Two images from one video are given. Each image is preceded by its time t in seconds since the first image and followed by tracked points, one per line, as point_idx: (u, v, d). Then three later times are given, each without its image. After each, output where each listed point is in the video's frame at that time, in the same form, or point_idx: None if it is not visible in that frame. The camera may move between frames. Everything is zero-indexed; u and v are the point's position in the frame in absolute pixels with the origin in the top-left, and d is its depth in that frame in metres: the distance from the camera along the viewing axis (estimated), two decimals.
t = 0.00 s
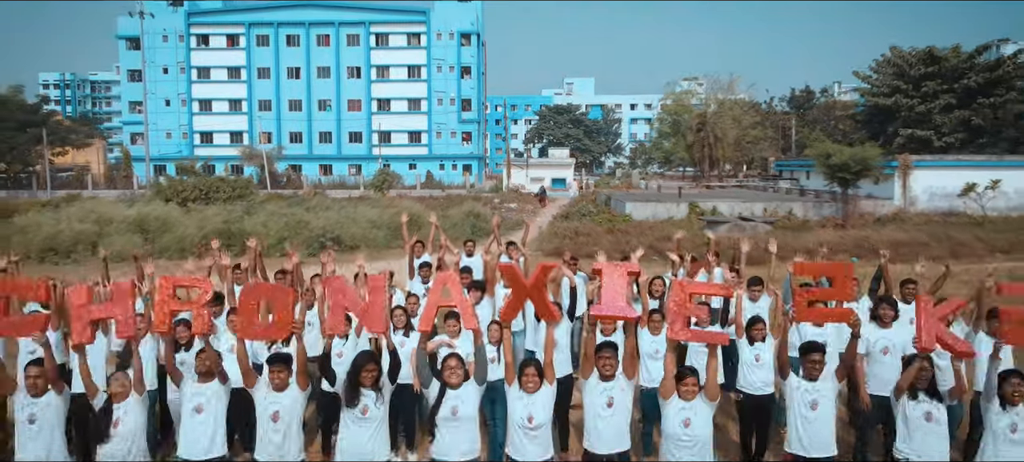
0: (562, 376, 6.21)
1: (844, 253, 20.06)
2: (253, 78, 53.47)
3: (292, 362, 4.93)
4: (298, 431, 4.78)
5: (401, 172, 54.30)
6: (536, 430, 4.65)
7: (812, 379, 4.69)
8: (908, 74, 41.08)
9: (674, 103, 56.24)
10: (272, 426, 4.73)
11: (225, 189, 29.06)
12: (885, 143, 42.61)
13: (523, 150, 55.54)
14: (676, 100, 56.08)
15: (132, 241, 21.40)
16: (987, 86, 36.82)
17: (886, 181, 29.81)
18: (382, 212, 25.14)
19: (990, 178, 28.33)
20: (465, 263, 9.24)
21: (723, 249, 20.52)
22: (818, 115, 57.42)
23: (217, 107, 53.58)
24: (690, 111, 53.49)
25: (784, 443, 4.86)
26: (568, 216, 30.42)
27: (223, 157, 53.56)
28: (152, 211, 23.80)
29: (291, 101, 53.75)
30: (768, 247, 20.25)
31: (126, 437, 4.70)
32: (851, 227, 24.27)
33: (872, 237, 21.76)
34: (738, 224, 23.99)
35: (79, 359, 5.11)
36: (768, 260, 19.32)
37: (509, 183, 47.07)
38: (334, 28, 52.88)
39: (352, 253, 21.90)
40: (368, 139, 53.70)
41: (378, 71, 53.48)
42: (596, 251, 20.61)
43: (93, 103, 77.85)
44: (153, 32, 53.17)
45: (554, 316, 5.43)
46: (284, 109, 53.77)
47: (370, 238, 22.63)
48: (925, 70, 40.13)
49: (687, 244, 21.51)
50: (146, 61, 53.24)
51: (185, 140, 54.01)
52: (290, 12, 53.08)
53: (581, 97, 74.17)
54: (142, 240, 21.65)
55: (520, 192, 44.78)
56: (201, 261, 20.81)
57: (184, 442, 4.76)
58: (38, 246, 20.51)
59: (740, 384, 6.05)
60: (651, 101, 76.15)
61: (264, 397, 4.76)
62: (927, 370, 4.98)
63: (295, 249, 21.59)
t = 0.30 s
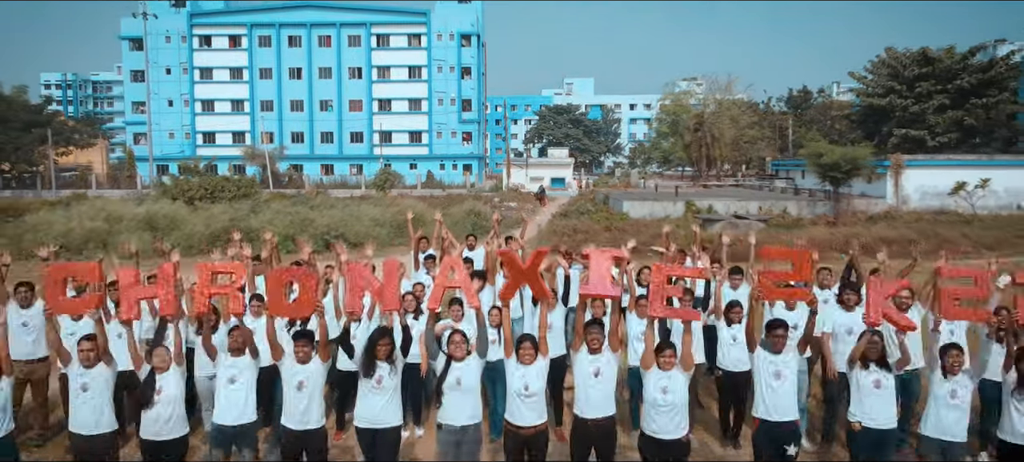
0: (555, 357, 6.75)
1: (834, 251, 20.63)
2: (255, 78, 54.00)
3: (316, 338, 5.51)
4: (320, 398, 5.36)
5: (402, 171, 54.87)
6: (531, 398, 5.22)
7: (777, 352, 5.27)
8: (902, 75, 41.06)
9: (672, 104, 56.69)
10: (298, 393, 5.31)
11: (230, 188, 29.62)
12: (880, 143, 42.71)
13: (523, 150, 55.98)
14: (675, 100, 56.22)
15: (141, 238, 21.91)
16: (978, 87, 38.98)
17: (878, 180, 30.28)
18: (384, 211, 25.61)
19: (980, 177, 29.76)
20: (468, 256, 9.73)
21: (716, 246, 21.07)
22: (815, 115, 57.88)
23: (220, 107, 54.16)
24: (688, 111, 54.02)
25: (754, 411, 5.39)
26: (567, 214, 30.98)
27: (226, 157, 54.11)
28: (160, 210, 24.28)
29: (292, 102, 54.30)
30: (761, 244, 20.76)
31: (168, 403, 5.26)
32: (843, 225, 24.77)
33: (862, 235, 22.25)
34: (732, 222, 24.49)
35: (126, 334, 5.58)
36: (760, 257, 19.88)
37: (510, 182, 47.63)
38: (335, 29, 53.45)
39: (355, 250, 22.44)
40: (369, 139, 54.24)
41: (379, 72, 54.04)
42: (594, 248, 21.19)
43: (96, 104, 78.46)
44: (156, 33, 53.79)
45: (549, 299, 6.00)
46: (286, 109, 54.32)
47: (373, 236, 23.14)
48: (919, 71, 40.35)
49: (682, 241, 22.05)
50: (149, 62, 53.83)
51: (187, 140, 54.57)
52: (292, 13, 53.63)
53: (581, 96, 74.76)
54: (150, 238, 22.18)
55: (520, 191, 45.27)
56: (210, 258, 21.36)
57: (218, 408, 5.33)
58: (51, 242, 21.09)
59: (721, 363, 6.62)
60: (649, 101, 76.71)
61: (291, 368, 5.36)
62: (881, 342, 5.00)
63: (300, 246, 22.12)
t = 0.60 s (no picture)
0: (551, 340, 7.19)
1: (825, 247, 21.20)
2: (258, 79, 54.59)
3: (333, 320, 6.12)
4: (339, 372, 5.99)
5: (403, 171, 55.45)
6: (529, 371, 5.83)
7: (748, 330, 5.87)
8: (896, 76, 41.66)
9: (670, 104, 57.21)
10: (318, 369, 5.91)
11: (236, 187, 30.29)
12: (874, 142, 43.22)
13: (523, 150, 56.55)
14: (673, 100, 56.09)
15: (150, 236, 22.47)
16: (971, 88, 39.77)
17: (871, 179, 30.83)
18: (386, 210, 26.16)
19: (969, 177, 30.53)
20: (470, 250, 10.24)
21: (710, 243, 21.63)
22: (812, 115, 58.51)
23: (222, 107, 54.77)
24: (686, 111, 54.59)
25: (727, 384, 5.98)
26: (565, 213, 31.59)
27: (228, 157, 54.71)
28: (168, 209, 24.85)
29: (295, 102, 54.90)
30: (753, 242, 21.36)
31: (202, 376, 5.85)
32: (834, 223, 25.36)
33: (853, 233, 22.84)
34: (727, 220, 25.06)
35: (165, 314, 6.13)
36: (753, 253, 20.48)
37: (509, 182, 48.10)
38: (337, 30, 54.01)
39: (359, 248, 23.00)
40: (370, 139, 54.82)
41: (380, 72, 54.63)
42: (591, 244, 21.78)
43: (97, 104, 79.05)
44: (159, 34, 54.40)
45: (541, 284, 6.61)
46: (288, 110, 54.91)
47: (376, 233, 23.67)
48: (913, 72, 40.94)
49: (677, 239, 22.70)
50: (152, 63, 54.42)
51: (190, 140, 55.15)
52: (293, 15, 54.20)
53: (580, 97, 75.35)
54: (159, 235, 22.74)
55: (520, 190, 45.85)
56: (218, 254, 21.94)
57: (247, 382, 5.95)
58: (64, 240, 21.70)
59: (702, 346, 7.12)
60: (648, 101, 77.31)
61: (312, 345, 5.98)
62: (839, 319, 5.65)
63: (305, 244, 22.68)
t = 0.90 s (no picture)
0: (547, 325, 7.71)
1: (816, 244, 21.84)
2: (260, 79, 55.20)
3: (349, 304, 6.75)
4: (355, 351, 6.65)
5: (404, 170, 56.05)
6: (526, 349, 6.46)
7: (723, 312, 6.49)
8: (891, 77, 42.38)
9: (669, 104, 57.78)
10: (335, 348, 6.55)
11: (241, 187, 30.93)
12: (869, 142, 43.84)
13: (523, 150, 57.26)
14: (672, 100, 57.54)
15: (159, 233, 23.01)
16: (964, 89, 40.55)
17: (864, 178, 31.43)
18: (389, 208, 26.69)
19: (959, 176, 31.07)
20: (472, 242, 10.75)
21: (704, 239, 22.27)
22: (809, 116, 59.18)
23: (225, 108, 55.39)
24: (685, 111, 55.22)
25: (706, 361, 6.60)
26: (565, 212, 32.24)
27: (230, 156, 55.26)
28: (175, 207, 25.38)
29: (297, 102, 55.48)
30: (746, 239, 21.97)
31: (231, 354, 6.48)
32: (826, 222, 26.02)
33: (844, 231, 23.53)
34: (722, 218, 25.68)
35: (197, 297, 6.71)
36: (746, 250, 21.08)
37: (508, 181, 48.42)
38: (338, 31, 54.59)
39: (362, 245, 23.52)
40: (372, 139, 55.46)
41: (381, 73, 55.21)
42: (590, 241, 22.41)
43: (99, 104, 79.69)
44: (162, 35, 55.02)
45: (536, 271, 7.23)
46: (290, 110, 55.48)
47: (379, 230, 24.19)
48: (907, 73, 41.57)
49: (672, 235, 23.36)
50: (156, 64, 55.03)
51: (193, 140, 55.77)
52: (295, 16, 54.82)
53: (579, 97, 76.00)
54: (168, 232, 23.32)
55: (520, 189, 46.48)
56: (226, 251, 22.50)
57: (272, 360, 6.59)
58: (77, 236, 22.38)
59: (685, 329, 7.71)
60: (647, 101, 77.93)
61: (330, 327, 6.60)
62: (806, 301, 6.29)
63: (310, 241, 23.23)
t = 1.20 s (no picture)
0: (542, 312, 8.23)
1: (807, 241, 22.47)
2: (262, 80, 55.83)
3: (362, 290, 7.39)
4: (367, 333, 7.27)
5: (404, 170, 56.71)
6: (523, 331, 7.07)
7: (704, 297, 7.13)
8: (885, 77, 42.96)
9: (667, 104, 58.32)
10: (350, 330, 7.17)
11: (246, 186, 31.58)
12: (864, 143, 44.44)
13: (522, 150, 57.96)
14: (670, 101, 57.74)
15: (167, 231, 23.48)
16: (957, 90, 41.17)
17: (857, 177, 32.03)
18: (391, 207, 27.14)
19: (950, 175, 31.71)
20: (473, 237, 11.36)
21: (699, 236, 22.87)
22: (806, 116, 59.78)
23: (227, 108, 56.02)
24: (683, 111, 55.80)
25: (687, 342, 7.23)
26: (563, 211, 32.85)
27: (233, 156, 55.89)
28: (183, 206, 25.90)
29: (298, 103, 56.05)
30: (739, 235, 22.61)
31: (255, 336, 7.11)
32: (820, 221, 26.64)
33: (835, 229, 24.16)
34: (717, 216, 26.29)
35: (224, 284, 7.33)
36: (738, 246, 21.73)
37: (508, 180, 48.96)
38: (339, 32, 55.18)
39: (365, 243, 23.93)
40: (373, 139, 56.09)
41: (382, 74, 55.82)
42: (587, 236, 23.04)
43: (100, 105, 80.31)
44: (166, 36, 55.65)
45: (533, 261, 7.87)
46: (291, 110, 56.10)
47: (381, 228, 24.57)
48: (901, 74, 42.14)
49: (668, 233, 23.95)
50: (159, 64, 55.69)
51: (195, 140, 56.40)
52: (297, 17, 55.42)
53: (578, 98, 76.64)
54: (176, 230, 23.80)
55: (520, 188, 47.14)
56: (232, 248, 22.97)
57: (292, 341, 7.21)
58: (88, 234, 23.01)
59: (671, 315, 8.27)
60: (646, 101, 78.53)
61: (345, 311, 7.22)
62: (778, 286, 6.92)
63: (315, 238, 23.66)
